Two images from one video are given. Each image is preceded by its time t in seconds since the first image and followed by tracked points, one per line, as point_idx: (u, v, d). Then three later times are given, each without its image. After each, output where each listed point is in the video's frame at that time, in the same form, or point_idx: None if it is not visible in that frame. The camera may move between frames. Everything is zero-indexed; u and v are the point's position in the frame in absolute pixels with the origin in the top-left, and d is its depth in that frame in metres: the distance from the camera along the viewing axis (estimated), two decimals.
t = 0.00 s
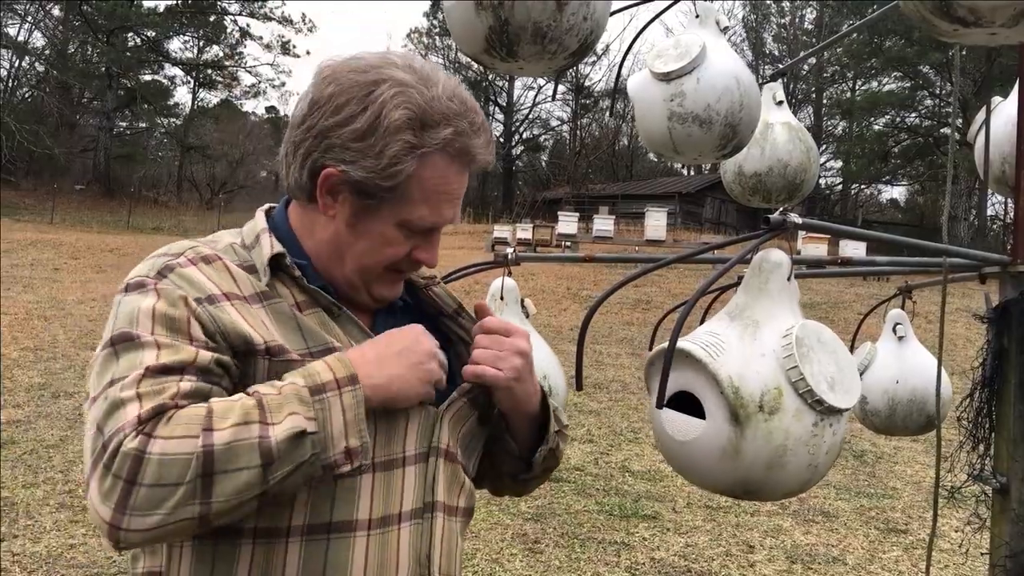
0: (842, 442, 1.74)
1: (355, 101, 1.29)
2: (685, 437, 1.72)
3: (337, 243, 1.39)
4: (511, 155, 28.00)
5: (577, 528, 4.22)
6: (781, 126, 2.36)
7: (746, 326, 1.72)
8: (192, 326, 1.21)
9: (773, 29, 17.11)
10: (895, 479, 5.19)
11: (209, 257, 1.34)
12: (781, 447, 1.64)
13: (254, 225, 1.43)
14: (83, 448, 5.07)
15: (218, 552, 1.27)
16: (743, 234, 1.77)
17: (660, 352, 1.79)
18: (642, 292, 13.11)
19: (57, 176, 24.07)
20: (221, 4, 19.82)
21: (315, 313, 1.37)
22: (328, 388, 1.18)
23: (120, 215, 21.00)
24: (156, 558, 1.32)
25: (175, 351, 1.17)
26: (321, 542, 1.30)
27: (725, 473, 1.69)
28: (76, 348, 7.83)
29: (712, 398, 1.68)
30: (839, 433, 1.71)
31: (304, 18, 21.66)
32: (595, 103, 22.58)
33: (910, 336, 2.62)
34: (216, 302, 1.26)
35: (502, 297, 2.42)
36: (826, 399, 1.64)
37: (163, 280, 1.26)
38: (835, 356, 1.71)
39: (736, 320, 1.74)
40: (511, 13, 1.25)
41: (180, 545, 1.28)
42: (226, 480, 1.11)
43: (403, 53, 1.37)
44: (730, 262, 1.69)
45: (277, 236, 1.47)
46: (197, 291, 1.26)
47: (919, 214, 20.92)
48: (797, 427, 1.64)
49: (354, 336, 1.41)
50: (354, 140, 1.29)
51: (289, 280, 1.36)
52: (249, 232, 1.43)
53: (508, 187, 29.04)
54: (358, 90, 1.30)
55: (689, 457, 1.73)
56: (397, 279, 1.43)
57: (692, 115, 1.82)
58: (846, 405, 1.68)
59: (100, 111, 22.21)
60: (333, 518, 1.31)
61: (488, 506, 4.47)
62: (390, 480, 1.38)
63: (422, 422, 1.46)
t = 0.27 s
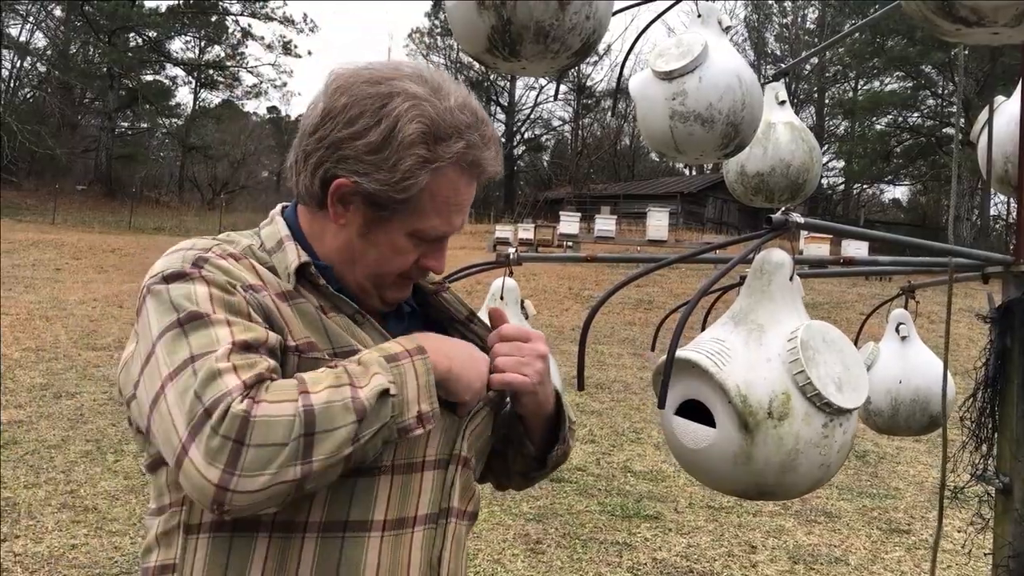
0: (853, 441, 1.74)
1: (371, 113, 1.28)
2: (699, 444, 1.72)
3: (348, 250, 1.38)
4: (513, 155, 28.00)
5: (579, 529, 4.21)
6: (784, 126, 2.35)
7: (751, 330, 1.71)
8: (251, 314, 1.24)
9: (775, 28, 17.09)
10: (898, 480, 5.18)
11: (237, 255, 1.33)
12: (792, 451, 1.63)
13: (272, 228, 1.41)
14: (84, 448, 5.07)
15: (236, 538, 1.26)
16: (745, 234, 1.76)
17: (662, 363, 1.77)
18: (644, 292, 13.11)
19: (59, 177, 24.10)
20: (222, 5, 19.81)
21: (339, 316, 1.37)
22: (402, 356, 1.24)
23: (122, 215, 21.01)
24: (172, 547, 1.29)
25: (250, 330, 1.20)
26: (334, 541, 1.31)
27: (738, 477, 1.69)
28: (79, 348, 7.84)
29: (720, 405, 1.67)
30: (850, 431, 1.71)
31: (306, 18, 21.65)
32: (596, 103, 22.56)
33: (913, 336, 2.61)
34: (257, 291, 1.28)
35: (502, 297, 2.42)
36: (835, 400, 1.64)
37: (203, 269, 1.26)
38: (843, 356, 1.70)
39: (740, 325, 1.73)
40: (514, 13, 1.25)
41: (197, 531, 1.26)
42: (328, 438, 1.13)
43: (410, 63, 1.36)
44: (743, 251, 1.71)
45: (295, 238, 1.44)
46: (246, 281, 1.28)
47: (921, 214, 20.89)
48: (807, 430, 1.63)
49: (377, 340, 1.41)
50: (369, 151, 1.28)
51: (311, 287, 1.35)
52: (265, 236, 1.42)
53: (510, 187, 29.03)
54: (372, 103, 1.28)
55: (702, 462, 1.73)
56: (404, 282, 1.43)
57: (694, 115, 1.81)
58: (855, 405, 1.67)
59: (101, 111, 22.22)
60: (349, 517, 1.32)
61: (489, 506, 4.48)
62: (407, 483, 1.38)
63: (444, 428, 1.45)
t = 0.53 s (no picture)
0: (848, 442, 1.73)
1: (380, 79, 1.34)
2: (691, 438, 1.71)
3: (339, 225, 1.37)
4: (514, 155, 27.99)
5: (580, 529, 4.21)
6: (785, 125, 2.35)
7: (750, 326, 1.70)
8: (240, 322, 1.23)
9: (776, 28, 17.07)
10: (899, 480, 5.17)
11: (246, 258, 1.33)
12: (785, 448, 1.63)
13: (282, 224, 1.41)
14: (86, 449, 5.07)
15: (257, 553, 1.26)
16: (746, 234, 1.76)
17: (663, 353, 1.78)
18: (645, 292, 13.10)
19: (61, 177, 24.12)
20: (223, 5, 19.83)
21: (341, 322, 1.36)
22: (342, 384, 1.11)
23: (124, 216, 21.02)
24: (188, 559, 1.29)
25: (199, 334, 1.16)
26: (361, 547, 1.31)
27: (732, 473, 1.69)
28: (80, 349, 7.84)
29: (716, 401, 1.67)
30: (845, 432, 1.71)
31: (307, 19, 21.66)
32: (597, 103, 22.56)
33: (915, 334, 2.59)
34: (256, 301, 1.26)
35: (502, 297, 2.41)
36: (830, 398, 1.63)
37: (203, 273, 1.25)
38: (839, 357, 1.70)
39: (739, 321, 1.73)
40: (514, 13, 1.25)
41: (217, 540, 1.26)
42: (225, 464, 1.06)
43: (443, 62, 1.44)
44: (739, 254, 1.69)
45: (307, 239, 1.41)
46: (241, 287, 1.26)
47: (922, 214, 20.88)
48: (801, 428, 1.63)
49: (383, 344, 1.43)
50: (371, 113, 1.33)
51: (316, 285, 1.36)
52: (275, 231, 1.41)
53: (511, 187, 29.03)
54: (384, 74, 1.34)
55: (695, 458, 1.73)
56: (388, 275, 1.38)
57: (693, 114, 1.81)
58: (851, 405, 1.67)
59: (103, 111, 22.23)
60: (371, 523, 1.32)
61: (490, 506, 4.48)
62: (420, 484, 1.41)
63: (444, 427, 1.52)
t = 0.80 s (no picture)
0: (840, 442, 1.73)
1: (425, 97, 1.27)
2: (681, 429, 1.71)
3: (384, 242, 1.36)
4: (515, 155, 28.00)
5: (581, 529, 4.21)
6: (785, 125, 2.35)
7: (747, 321, 1.71)
8: (223, 341, 1.19)
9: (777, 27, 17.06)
10: (900, 479, 5.17)
11: (242, 261, 1.31)
12: (777, 443, 1.63)
13: (284, 225, 1.40)
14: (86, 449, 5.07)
15: None
16: (745, 232, 1.77)
17: (664, 343, 1.78)
18: (646, 292, 13.09)
19: (62, 177, 24.13)
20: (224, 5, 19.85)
21: (337, 325, 1.34)
22: (304, 484, 1.09)
23: (124, 216, 21.02)
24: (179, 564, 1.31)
25: (162, 364, 1.13)
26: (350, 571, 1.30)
27: (721, 467, 1.69)
28: (80, 349, 7.83)
29: (711, 394, 1.67)
30: (838, 432, 1.71)
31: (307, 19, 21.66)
32: (598, 103, 22.54)
33: (914, 334, 2.59)
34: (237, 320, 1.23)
35: (502, 298, 2.41)
36: (824, 396, 1.63)
37: (189, 285, 1.22)
38: (836, 357, 1.70)
39: (736, 315, 1.73)
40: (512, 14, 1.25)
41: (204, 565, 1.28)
42: (164, 537, 1.06)
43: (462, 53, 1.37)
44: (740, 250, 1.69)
45: (308, 237, 1.43)
46: (222, 303, 1.23)
47: (923, 214, 20.88)
48: (795, 423, 1.63)
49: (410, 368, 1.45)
50: (422, 136, 1.27)
51: (314, 286, 1.34)
52: (278, 232, 1.41)
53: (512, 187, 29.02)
54: (425, 89, 1.28)
55: (686, 451, 1.72)
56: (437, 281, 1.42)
57: (693, 114, 1.81)
58: (846, 404, 1.67)
59: (103, 112, 22.23)
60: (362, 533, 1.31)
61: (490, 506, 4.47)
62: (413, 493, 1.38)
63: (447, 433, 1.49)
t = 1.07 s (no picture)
0: (845, 443, 1.73)
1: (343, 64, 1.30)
2: (686, 438, 1.71)
3: (358, 219, 1.35)
4: (515, 156, 28.00)
5: (580, 529, 4.21)
6: (784, 125, 2.35)
7: (747, 327, 1.71)
8: (236, 344, 1.19)
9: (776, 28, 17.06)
10: (899, 479, 5.18)
11: (241, 259, 1.30)
12: (784, 448, 1.63)
13: (277, 226, 1.40)
14: (86, 450, 5.07)
15: None
16: (743, 234, 1.76)
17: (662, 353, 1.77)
18: (645, 293, 13.10)
19: (61, 178, 24.13)
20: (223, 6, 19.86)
21: (337, 323, 1.33)
22: (417, 496, 1.19)
23: (124, 217, 21.03)
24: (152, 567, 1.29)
25: (233, 382, 1.16)
26: None
27: (728, 475, 1.69)
28: (80, 350, 7.83)
29: (713, 401, 1.67)
30: (842, 432, 1.71)
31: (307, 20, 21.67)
32: (597, 104, 22.55)
33: (913, 335, 2.59)
34: (251, 316, 1.23)
35: (502, 298, 2.42)
36: (829, 399, 1.63)
37: (201, 288, 1.22)
38: (839, 358, 1.70)
39: (736, 321, 1.73)
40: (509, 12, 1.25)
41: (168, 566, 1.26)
42: (304, 560, 1.11)
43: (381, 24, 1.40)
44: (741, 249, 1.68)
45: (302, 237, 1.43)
46: (235, 302, 1.23)
47: (923, 214, 20.87)
48: (800, 428, 1.63)
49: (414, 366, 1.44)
50: (351, 101, 1.29)
51: (314, 284, 1.34)
52: (270, 234, 1.41)
53: (511, 188, 29.02)
54: (342, 59, 1.31)
55: (692, 459, 1.72)
56: (425, 249, 1.39)
57: (692, 114, 1.81)
58: (849, 405, 1.67)
59: (103, 113, 22.23)
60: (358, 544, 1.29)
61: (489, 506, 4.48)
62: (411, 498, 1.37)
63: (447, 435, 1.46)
